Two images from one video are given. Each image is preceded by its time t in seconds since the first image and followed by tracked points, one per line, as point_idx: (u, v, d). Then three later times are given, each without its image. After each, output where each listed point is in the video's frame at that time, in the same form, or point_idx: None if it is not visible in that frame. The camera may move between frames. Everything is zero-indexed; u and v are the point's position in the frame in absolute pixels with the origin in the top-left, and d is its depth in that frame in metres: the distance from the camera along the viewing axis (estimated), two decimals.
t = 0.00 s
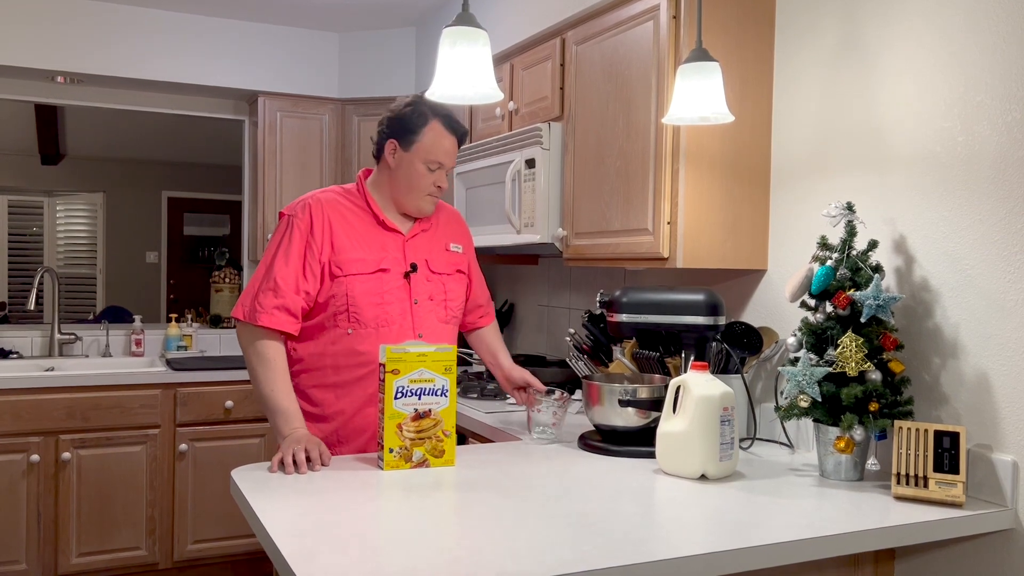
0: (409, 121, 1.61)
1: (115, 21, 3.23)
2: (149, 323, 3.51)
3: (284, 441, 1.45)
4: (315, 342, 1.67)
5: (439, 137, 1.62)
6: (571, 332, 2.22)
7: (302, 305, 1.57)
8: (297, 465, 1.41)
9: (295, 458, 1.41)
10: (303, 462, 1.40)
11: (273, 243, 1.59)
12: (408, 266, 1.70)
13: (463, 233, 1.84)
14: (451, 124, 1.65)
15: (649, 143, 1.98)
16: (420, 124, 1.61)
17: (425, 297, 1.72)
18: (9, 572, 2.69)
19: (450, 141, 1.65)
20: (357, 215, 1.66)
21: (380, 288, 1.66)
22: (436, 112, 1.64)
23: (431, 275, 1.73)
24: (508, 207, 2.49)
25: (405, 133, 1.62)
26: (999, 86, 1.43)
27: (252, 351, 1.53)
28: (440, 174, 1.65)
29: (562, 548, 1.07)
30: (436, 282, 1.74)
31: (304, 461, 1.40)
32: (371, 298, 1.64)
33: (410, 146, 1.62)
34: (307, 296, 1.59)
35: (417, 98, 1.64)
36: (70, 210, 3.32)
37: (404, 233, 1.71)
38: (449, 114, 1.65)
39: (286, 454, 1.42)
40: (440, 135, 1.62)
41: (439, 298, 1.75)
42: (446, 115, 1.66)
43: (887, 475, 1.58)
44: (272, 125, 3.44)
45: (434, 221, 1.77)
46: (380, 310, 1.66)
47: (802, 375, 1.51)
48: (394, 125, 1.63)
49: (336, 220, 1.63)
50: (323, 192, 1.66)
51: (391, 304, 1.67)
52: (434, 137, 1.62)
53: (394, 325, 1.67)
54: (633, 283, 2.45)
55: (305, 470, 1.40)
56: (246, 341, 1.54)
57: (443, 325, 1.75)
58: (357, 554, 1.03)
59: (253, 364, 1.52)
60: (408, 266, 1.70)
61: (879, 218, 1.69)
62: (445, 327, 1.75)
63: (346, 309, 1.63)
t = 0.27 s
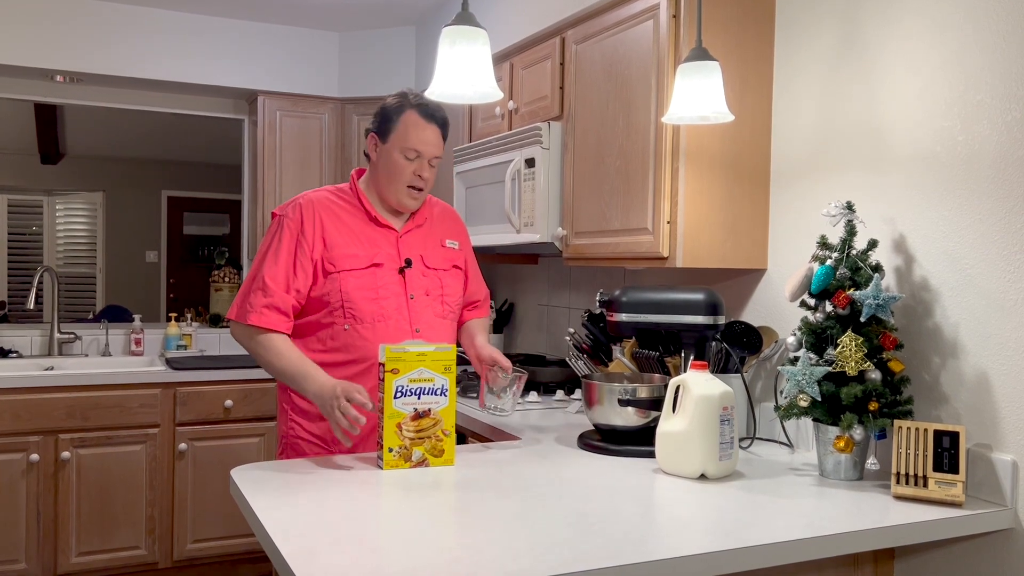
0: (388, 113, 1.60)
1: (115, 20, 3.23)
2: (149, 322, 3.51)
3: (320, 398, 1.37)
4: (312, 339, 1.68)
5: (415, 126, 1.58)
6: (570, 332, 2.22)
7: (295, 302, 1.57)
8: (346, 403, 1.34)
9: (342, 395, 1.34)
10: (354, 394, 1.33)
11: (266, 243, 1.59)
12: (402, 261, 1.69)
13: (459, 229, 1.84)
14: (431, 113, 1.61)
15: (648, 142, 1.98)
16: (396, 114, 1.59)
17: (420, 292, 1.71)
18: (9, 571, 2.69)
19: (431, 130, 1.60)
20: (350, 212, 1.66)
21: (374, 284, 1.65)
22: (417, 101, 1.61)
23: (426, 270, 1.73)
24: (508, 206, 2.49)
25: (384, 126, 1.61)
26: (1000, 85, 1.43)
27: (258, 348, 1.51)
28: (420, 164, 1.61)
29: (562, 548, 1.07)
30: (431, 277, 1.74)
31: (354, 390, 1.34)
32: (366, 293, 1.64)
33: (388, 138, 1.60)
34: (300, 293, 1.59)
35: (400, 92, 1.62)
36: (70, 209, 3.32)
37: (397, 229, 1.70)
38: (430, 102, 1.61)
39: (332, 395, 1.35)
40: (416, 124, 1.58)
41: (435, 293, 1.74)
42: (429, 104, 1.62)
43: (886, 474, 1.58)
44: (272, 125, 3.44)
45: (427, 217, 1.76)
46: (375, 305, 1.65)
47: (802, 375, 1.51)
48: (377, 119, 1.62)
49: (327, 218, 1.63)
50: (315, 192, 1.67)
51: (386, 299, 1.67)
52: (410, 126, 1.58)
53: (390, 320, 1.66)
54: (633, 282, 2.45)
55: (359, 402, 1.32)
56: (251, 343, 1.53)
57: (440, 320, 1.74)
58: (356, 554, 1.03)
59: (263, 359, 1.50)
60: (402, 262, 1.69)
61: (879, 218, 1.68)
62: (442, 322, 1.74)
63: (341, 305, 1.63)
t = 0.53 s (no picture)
0: (383, 116, 1.57)
1: (114, 18, 3.22)
2: (148, 320, 3.51)
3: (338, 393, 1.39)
4: (311, 338, 1.67)
5: (408, 134, 1.55)
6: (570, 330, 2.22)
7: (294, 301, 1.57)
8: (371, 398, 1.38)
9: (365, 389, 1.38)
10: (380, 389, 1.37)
11: (263, 242, 1.59)
12: (399, 258, 1.69)
13: (457, 223, 1.84)
14: (427, 120, 1.57)
15: (649, 140, 1.97)
16: (391, 120, 1.56)
17: (418, 289, 1.71)
18: (9, 570, 2.69)
19: (425, 138, 1.57)
20: (346, 210, 1.66)
21: (370, 280, 1.65)
22: (414, 106, 1.57)
23: (423, 266, 1.73)
24: (508, 204, 2.49)
25: (379, 129, 1.58)
26: (1000, 83, 1.43)
27: (266, 346, 1.50)
28: (412, 171, 1.59)
29: (562, 546, 1.07)
30: (428, 273, 1.73)
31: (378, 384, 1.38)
32: (363, 290, 1.64)
33: (382, 143, 1.58)
34: (299, 291, 1.59)
35: (395, 93, 1.59)
36: (70, 207, 3.32)
37: (394, 226, 1.70)
38: (426, 109, 1.56)
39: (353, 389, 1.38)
40: (410, 132, 1.55)
41: (432, 289, 1.74)
42: (426, 110, 1.57)
43: (886, 473, 1.58)
44: (272, 123, 3.44)
45: (423, 213, 1.76)
46: (372, 302, 1.65)
47: (802, 373, 1.51)
48: (373, 119, 1.59)
49: (324, 215, 1.63)
50: (311, 191, 1.67)
51: (383, 296, 1.67)
52: (403, 133, 1.55)
53: (387, 317, 1.67)
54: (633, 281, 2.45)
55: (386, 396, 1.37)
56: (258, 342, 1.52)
57: (438, 316, 1.74)
58: (356, 552, 1.03)
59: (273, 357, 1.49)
60: (399, 258, 1.69)
61: (879, 216, 1.68)
62: (441, 318, 1.74)
63: (338, 303, 1.63)
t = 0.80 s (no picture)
0: (374, 122, 1.54)
1: (114, 16, 3.22)
2: (148, 319, 3.51)
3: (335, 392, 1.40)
4: (312, 338, 1.68)
5: (395, 142, 1.52)
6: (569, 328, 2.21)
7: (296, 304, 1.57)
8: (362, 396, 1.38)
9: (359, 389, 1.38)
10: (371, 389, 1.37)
11: (265, 244, 1.59)
12: (401, 261, 1.69)
13: (459, 224, 1.83)
14: (416, 127, 1.53)
15: (648, 139, 1.97)
16: (380, 126, 1.53)
17: (419, 292, 1.71)
18: (9, 568, 2.69)
19: (413, 147, 1.53)
20: (348, 212, 1.66)
21: (372, 284, 1.65)
22: (403, 113, 1.53)
23: (425, 269, 1.72)
24: (507, 203, 2.49)
25: (371, 135, 1.56)
26: (1000, 81, 1.43)
27: (266, 346, 1.51)
28: (401, 179, 1.56)
29: (561, 545, 1.07)
30: (430, 276, 1.73)
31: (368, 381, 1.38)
32: (364, 294, 1.64)
33: (371, 150, 1.56)
34: (300, 294, 1.59)
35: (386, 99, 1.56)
36: (69, 206, 3.31)
37: (395, 229, 1.69)
38: (415, 116, 1.52)
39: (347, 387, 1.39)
40: (397, 140, 1.52)
41: (434, 292, 1.74)
42: (415, 116, 1.53)
43: (886, 471, 1.58)
44: (271, 121, 3.43)
45: (426, 215, 1.75)
46: (373, 306, 1.65)
47: (802, 371, 1.51)
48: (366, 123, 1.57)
49: (325, 217, 1.62)
50: (313, 192, 1.66)
51: (385, 299, 1.66)
52: (391, 141, 1.52)
53: (388, 321, 1.66)
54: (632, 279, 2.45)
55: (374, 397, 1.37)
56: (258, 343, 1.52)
57: (439, 318, 1.74)
58: (355, 550, 1.03)
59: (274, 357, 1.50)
60: (401, 261, 1.69)
61: (879, 214, 1.68)
62: (441, 321, 1.74)
63: (340, 307, 1.63)
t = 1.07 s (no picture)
0: (366, 119, 1.55)
1: (112, 14, 3.22)
2: (147, 317, 3.51)
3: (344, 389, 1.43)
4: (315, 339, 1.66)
5: (386, 136, 1.52)
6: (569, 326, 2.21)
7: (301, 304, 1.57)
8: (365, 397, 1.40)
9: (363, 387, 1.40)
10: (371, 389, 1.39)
11: (270, 244, 1.58)
12: (405, 261, 1.68)
13: (459, 224, 1.84)
14: (406, 120, 1.52)
15: (648, 137, 1.97)
16: (371, 121, 1.53)
17: (423, 292, 1.70)
18: (8, 566, 2.69)
19: (406, 140, 1.53)
20: (352, 212, 1.65)
21: (377, 284, 1.64)
22: (393, 107, 1.53)
23: (428, 269, 1.72)
24: (507, 201, 2.49)
25: (364, 132, 1.56)
26: (1000, 79, 1.43)
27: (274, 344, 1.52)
28: (396, 173, 1.56)
29: (560, 542, 1.07)
30: (433, 276, 1.73)
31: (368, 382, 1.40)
32: (370, 294, 1.63)
33: (366, 147, 1.56)
34: (304, 294, 1.59)
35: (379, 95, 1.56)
36: (68, 204, 3.32)
37: (399, 228, 1.69)
38: (405, 108, 1.52)
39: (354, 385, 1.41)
40: (388, 134, 1.52)
41: (437, 292, 1.74)
42: (406, 110, 1.53)
43: (885, 469, 1.58)
44: (270, 119, 3.43)
45: (429, 215, 1.76)
46: (378, 306, 1.64)
47: (801, 370, 1.51)
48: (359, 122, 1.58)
49: (330, 217, 1.62)
50: (316, 191, 1.66)
51: (390, 299, 1.65)
52: (382, 136, 1.52)
53: (393, 321, 1.65)
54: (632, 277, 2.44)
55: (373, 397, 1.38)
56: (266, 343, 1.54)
57: (442, 318, 1.74)
58: (354, 548, 1.03)
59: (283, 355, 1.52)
60: (405, 261, 1.68)
61: (878, 213, 1.68)
62: (444, 321, 1.74)
63: (345, 307, 1.62)
